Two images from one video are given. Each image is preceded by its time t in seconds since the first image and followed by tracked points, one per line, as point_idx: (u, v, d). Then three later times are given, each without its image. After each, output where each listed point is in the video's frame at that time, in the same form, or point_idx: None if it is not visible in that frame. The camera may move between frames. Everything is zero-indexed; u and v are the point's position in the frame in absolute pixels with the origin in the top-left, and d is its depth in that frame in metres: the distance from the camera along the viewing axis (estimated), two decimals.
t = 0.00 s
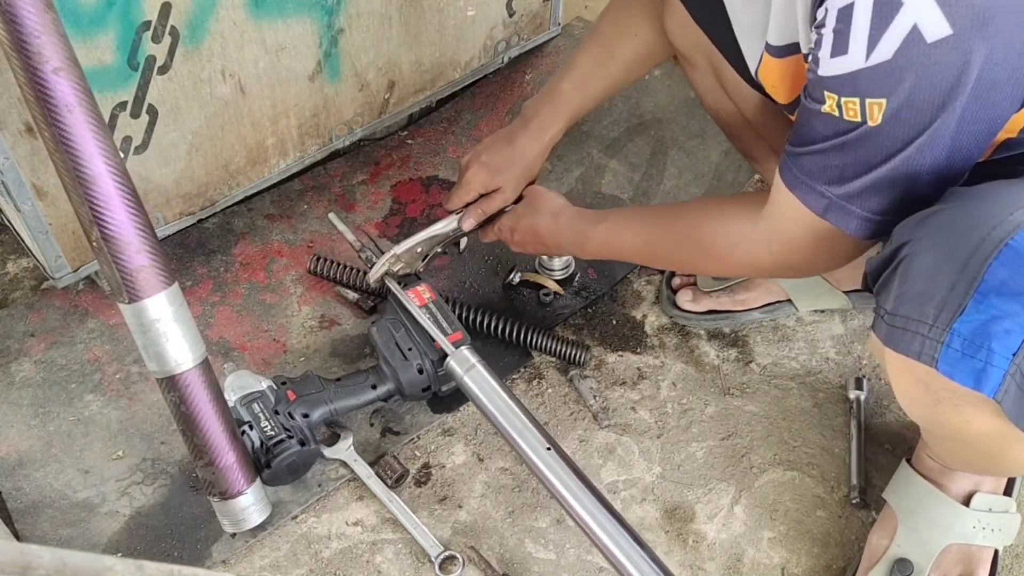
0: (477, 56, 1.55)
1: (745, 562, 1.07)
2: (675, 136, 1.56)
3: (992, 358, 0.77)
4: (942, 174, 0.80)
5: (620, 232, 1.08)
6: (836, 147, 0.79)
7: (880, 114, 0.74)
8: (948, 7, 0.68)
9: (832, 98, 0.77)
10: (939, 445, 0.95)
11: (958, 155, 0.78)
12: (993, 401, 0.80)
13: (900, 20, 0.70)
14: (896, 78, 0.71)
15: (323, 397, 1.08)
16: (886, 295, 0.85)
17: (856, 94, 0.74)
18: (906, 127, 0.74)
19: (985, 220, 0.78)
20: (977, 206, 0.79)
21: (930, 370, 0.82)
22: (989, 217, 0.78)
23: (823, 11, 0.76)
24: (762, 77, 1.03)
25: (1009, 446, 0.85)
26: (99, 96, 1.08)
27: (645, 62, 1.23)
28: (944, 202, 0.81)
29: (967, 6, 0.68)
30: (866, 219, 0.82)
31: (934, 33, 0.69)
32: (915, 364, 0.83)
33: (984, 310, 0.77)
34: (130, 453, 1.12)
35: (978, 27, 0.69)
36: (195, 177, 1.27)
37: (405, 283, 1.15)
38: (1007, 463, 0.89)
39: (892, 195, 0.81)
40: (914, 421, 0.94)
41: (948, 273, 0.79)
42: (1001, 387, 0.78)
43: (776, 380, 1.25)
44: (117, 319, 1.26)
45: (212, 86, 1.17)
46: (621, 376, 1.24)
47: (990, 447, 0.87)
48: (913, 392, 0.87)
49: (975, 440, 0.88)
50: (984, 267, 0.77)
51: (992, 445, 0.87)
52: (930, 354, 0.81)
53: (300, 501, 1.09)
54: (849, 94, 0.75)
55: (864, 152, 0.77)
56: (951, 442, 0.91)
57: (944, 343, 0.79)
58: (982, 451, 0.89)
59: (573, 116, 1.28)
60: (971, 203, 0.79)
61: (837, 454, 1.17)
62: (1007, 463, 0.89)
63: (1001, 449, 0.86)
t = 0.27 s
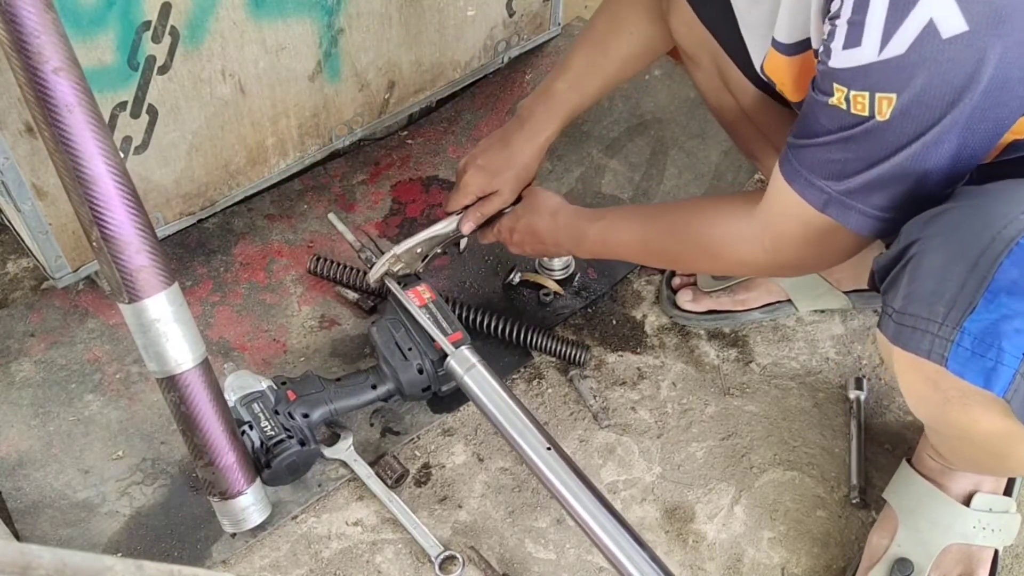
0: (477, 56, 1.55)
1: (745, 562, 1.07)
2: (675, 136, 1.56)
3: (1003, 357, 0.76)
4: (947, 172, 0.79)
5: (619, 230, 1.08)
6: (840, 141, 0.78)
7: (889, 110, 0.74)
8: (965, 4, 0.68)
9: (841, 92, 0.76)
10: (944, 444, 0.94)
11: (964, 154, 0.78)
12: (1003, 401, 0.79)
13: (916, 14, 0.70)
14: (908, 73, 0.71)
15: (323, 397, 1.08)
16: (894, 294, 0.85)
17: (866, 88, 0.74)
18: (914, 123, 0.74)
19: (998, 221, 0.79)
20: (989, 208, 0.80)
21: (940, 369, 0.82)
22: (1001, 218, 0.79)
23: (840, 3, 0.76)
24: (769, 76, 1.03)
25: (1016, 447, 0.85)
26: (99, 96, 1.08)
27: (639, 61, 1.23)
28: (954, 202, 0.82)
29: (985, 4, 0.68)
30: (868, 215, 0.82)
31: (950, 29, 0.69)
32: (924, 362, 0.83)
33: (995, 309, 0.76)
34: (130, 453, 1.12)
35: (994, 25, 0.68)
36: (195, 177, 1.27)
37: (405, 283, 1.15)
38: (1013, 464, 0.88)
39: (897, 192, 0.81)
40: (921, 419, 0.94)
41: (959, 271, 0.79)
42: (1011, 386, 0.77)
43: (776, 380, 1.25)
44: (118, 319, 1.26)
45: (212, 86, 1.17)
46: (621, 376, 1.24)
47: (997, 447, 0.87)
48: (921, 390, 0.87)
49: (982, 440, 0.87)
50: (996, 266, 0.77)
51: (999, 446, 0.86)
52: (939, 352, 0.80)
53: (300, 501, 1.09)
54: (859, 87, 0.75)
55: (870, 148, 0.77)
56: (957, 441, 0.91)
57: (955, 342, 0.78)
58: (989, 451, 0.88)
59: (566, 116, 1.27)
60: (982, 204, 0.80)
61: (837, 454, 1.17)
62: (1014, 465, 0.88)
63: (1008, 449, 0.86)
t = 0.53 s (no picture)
0: (477, 56, 1.55)
1: (745, 562, 1.07)
2: (675, 136, 1.56)
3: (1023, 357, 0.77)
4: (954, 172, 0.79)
5: (618, 228, 1.08)
6: (846, 136, 0.77)
7: (900, 106, 0.73)
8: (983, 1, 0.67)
9: (851, 86, 0.75)
10: (955, 445, 0.94)
11: (971, 153, 0.77)
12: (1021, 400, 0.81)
13: (932, 9, 0.69)
14: (922, 69, 0.70)
15: (323, 397, 1.08)
16: (908, 293, 0.85)
17: (877, 83, 0.73)
18: (924, 119, 0.73)
19: (1016, 220, 0.79)
20: (1007, 206, 0.80)
21: (957, 370, 0.82)
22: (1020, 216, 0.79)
23: None
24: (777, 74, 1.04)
25: None
26: (99, 96, 1.08)
27: (633, 62, 1.23)
28: (970, 201, 0.82)
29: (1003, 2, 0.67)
30: (872, 211, 0.81)
31: (966, 27, 0.68)
32: (940, 362, 0.83)
33: (1015, 309, 0.77)
34: (130, 453, 1.12)
35: (1012, 24, 0.68)
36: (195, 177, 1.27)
37: (405, 283, 1.15)
38: None
39: (903, 189, 0.80)
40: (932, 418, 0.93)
41: (977, 271, 0.79)
42: None
43: (776, 380, 1.25)
44: (118, 319, 1.26)
45: (212, 86, 1.17)
46: (621, 376, 1.24)
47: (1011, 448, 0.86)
48: (935, 390, 0.87)
49: (998, 443, 0.87)
50: (1016, 266, 0.78)
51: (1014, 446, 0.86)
52: (958, 352, 0.81)
53: (300, 501, 1.09)
54: (870, 83, 0.73)
55: (876, 143, 0.76)
56: (970, 441, 0.90)
57: (974, 342, 0.79)
58: (1003, 453, 0.88)
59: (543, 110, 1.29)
60: (1000, 202, 0.80)
61: (837, 454, 1.17)
62: None
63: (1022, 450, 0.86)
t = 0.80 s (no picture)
0: (477, 55, 1.55)
1: (745, 562, 1.07)
2: (675, 136, 1.56)
3: None
4: (955, 171, 0.79)
5: (617, 226, 1.08)
6: (847, 134, 0.77)
7: (902, 104, 0.73)
8: None
9: (853, 84, 0.75)
10: (962, 443, 0.94)
11: (972, 153, 0.77)
12: None
13: (936, 9, 0.68)
14: (925, 68, 0.70)
15: (323, 397, 1.08)
16: (918, 291, 0.85)
17: (879, 81, 0.73)
18: (926, 117, 0.73)
19: None
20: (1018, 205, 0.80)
21: (969, 370, 0.82)
22: None
23: None
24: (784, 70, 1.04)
25: None
26: (99, 95, 1.08)
27: (631, 62, 1.22)
28: (980, 201, 0.82)
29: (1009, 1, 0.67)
30: (873, 208, 0.81)
31: (971, 26, 0.68)
32: (952, 362, 0.83)
33: None
34: (130, 453, 1.12)
35: (1018, 23, 0.67)
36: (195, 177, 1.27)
37: (405, 283, 1.15)
38: None
39: (904, 187, 0.79)
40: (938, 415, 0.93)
41: (989, 270, 0.79)
42: None
43: (776, 380, 1.25)
44: (118, 319, 1.26)
45: (212, 86, 1.17)
46: (621, 376, 1.24)
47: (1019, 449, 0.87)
48: (945, 390, 0.87)
49: (1008, 442, 0.87)
50: None
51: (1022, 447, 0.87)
52: (970, 351, 0.80)
53: (300, 501, 1.09)
54: (872, 81, 0.73)
55: (877, 140, 0.76)
56: (977, 440, 0.91)
57: (987, 341, 0.79)
58: (1013, 453, 0.88)
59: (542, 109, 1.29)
60: (1011, 201, 0.80)
61: (837, 454, 1.17)
62: None
63: None
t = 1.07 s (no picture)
0: (477, 56, 1.55)
1: (745, 562, 1.07)
2: (675, 136, 1.56)
3: None
4: (955, 169, 0.78)
5: (616, 225, 1.08)
6: (847, 130, 0.77)
7: (903, 100, 0.72)
8: None
9: (854, 79, 0.75)
10: (963, 444, 0.94)
11: (973, 150, 0.77)
12: None
13: (937, 5, 0.69)
14: (927, 63, 0.70)
15: (323, 397, 1.08)
16: (920, 291, 0.85)
17: (880, 77, 0.73)
18: (927, 114, 0.73)
19: None
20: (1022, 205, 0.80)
21: (972, 371, 0.82)
22: None
23: None
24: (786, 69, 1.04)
25: None
26: (99, 96, 1.08)
27: (630, 62, 1.22)
28: (984, 201, 0.83)
29: None
30: (873, 205, 0.80)
31: (973, 21, 0.68)
32: (955, 364, 0.83)
33: None
34: (130, 453, 1.12)
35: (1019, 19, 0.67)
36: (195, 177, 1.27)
37: (405, 283, 1.15)
38: None
39: (904, 184, 0.79)
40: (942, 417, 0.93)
41: (993, 271, 0.79)
42: None
43: (776, 380, 1.25)
44: (117, 319, 1.26)
45: (212, 86, 1.17)
46: (621, 376, 1.24)
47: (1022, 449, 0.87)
48: (947, 391, 0.87)
49: (1011, 443, 0.87)
50: None
51: None
52: (974, 352, 0.81)
53: (300, 501, 1.09)
54: (874, 76, 0.73)
55: (876, 136, 0.76)
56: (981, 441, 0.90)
57: (991, 342, 0.80)
58: (1015, 454, 0.88)
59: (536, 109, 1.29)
60: (1015, 202, 0.80)
61: (837, 454, 1.18)
62: None
63: None
